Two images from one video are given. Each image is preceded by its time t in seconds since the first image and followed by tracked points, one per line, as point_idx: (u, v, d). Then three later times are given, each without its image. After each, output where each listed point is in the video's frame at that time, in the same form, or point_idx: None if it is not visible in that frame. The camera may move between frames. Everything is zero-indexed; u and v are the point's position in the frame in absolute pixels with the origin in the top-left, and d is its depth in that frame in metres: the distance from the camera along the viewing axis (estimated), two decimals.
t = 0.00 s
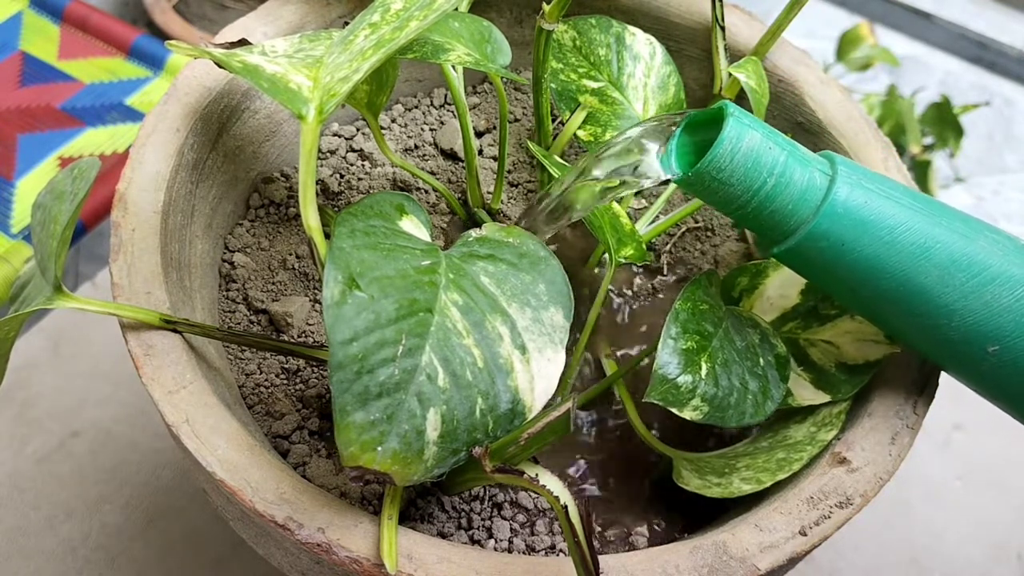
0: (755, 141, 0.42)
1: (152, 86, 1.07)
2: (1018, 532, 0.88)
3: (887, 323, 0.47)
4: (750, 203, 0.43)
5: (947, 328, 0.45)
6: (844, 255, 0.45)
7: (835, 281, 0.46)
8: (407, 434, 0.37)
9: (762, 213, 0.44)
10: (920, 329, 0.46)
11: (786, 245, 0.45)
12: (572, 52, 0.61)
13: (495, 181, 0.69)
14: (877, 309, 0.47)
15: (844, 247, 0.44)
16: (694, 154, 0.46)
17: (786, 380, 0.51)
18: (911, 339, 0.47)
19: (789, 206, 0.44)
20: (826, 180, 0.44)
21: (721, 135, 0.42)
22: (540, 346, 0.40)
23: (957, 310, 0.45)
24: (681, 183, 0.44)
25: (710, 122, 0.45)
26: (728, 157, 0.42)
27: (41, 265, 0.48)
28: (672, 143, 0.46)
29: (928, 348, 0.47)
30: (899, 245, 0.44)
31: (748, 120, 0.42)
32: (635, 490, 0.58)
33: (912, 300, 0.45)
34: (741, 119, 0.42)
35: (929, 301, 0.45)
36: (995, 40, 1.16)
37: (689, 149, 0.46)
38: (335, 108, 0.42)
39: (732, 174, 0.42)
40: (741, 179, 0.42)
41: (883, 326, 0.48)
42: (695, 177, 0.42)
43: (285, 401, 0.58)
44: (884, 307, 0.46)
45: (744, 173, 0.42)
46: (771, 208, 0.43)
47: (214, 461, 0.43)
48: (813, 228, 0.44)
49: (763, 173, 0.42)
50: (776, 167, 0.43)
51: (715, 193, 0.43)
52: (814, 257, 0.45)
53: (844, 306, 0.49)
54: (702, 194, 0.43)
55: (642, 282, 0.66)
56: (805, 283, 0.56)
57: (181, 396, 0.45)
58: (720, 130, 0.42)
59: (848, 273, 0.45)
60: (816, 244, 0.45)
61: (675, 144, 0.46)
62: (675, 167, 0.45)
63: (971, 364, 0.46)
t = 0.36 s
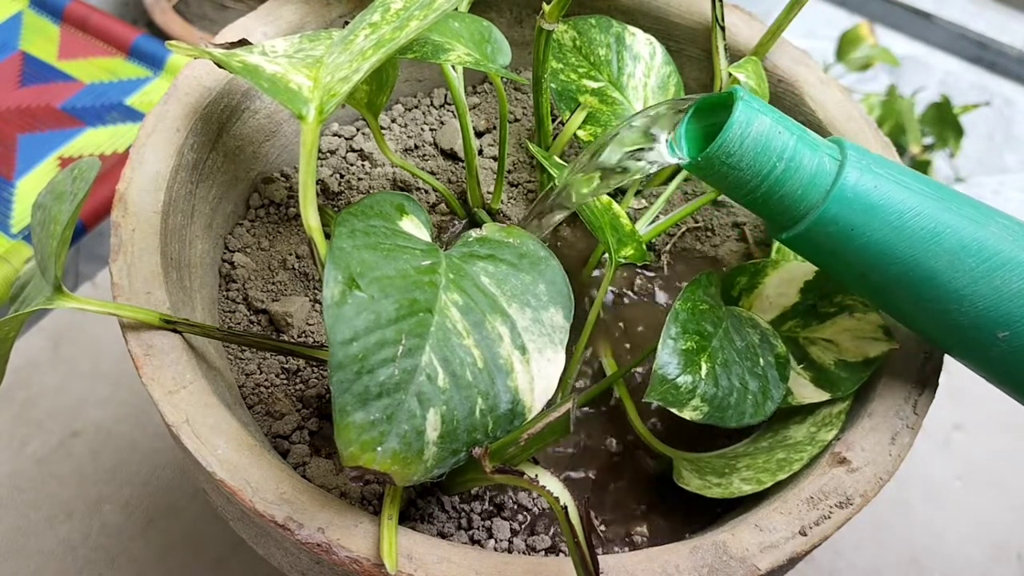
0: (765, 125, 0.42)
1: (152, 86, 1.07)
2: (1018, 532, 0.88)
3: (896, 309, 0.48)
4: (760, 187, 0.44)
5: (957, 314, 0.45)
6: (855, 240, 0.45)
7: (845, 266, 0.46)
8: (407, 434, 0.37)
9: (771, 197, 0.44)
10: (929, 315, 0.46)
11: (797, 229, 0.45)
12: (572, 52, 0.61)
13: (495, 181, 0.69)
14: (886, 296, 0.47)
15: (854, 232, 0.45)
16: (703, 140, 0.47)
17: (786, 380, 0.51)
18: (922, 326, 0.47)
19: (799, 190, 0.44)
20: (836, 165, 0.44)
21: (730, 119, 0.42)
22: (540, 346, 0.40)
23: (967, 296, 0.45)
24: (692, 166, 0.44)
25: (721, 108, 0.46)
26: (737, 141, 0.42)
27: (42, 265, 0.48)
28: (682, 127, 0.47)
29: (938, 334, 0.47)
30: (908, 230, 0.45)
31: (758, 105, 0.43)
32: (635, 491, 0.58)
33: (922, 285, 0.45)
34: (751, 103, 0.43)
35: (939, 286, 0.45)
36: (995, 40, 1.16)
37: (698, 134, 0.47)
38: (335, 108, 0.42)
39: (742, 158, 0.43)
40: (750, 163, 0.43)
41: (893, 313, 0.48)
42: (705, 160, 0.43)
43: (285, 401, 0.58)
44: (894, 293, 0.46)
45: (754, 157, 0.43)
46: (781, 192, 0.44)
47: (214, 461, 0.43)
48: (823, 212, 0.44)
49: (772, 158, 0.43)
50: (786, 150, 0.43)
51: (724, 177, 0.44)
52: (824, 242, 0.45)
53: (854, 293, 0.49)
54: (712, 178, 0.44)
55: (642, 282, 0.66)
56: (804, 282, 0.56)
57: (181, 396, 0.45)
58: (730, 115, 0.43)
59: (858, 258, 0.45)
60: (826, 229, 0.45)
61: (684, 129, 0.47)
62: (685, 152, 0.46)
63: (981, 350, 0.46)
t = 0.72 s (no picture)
0: (761, 137, 0.42)
1: (152, 86, 1.07)
2: (1018, 532, 0.88)
3: (894, 318, 0.48)
4: (757, 198, 0.43)
5: (955, 322, 0.45)
6: (851, 250, 0.45)
7: (843, 276, 0.46)
8: (407, 434, 0.37)
9: (769, 209, 0.44)
10: (927, 323, 0.46)
11: (794, 240, 0.45)
12: (572, 52, 0.61)
13: (495, 182, 0.69)
14: (884, 305, 0.47)
15: (851, 242, 0.45)
16: (702, 151, 0.47)
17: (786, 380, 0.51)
18: (919, 334, 0.48)
19: (796, 201, 0.44)
20: (833, 175, 0.44)
21: (728, 131, 0.42)
22: (540, 346, 0.40)
23: (965, 305, 0.45)
24: (689, 178, 0.44)
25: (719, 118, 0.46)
26: (734, 153, 0.42)
27: (41, 265, 0.48)
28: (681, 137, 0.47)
29: (935, 343, 0.47)
30: (905, 240, 0.44)
31: (755, 116, 0.43)
32: (635, 491, 0.58)
33: (919, 295, 0.45)
34: (748, 115, 0.42)
35: (936, 295, 0.45)
36: (995, 40, 1.16)
37: (698, 146, 0.47)
38: (335, 108, 0.42)
39: (739, 169, 0.42)
40: (748, 175, 0.43)
41: (890, 321, 0.48)
42: (702, 173, 0.43)
43: (285, 401, 0.58)
44: (891, 302, 0.46)
45: (751, 169, 0.42)
46: (778, 203, 0.44)
47: (214, 461, 0.43)
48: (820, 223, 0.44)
49: (769, 169, 0.43)
50: (783, 162, 0.43)
51: (722, 188, 0.43)
52: (822, 252, 0.45)
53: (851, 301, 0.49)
54: (710, 190, 0.44)
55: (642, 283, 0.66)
56: (804, 282, 0.56)
57: (181, 396, 0.45)
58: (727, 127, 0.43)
59: (856, 268, 0.45)
60: (823, 239, 0.45)
61: (683, 141, 0.47)
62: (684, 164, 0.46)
63: (979, 358, 0.46)
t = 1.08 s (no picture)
0: (765, 139, 0.42)
1: (152, 86, 1.07)
2: (1018, 532, 0.88)
3: (896, 319, 0.48)
4: (760, 199, 0.43)
5: (957, 323, 0.45)
6: (855, 251, 0.45)
7: (845, 277, 0.46)
8: (408, 435, 0.37)
9: (772, 210, 0.44)
10: (929, 324, 0.46)
11: (797, 241, 0.45)
12: (572, 52, 0.61)
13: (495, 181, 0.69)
14: (886, 306, 0.47)
15: (854, 243, 0.45)
16: (707, 153, 0.47)
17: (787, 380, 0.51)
18: (922, 335, 0.47)
19: (800, 203, 0.44)
20: (836, 177, 0.44)
21: (731, 133, 0.42)
22: (541, 347, 0.40)
23: (967, 306, 0.45)
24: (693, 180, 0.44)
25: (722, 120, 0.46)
26: (738, 155, 0.42)
27: (41, 265, 0.48)
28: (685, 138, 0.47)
29: (939, 343, 0.47)
30: (908, 241, 0.45)
31: (758, 118, 0.43)
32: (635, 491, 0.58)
33: (922, 296, 0.45)
34: (752, 117, 0.42)
35: (939, 296, 0.45)
36: (995, 41, 1.17)
37: (702, 147, 0.47)
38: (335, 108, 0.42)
39: (743, 171, 0.42)
40: (751, 177, 0.43)
41: (892, 322, 0.48)
42: (707, 174, 0.43)
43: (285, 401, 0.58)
44: (893, 304, 0.46)
45: (755, 170, 0.43)
46: (781, 205, 0.44)
47: (214, 461, 0.43)
48: (823, 224, 0.44)
49: (773, 171, 0.43)
50: (787, 164, 0.43)
51: (725, 190, 0.43)
52: (825, 254, 0.45)
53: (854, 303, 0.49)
54: (714, 191, 0.44)
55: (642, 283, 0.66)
56: (805, 282, 0.56)
57: (181, 396, 0.45)
58: (730, 129, 0.43)
59: (859, 269, 0.45)
60: (827, 240, 0.45)
61: (687, 144, 0.47)
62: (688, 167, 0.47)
63: (981, 358, 0.46)
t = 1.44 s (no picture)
0: (769, 140, 0.42)
1: (152, 86, 1.07)
2: (1018, 532, 0.88)
3: (900, 319, 0.48)
4: (765, 200, 0.43)
5: (961, 324, 0.45)
6: (859, 252, 0.45)
7: (849, 278, 0.46)
8: (410, 437, 0.37)
9: (776, 211, 0.44)
10: (933, 325, 0.46)
11: (802, 241, 0.45)
12: (572, 52, 0.61)
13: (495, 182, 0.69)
14: (891, 307, 0.47)
15: (858, 244, 0.45)
16: (710, 153, 0.46)
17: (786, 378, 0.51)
18: (927, 335, 0.47)
19: (804, 203, 0.44)
20: (840, 177, 0.44)
21: (735, 134, 0.42)
22: (541, 347, 0.40)
23: (971, 306, 0.45)
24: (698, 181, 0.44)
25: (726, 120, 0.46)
26: (742, 155, 0.42)
27: (41, 265, 0.48)
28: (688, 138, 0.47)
29: (943, 343, 0.47)
30: (911, 241, 0.44)
31: (762, 119, 0.43)
32: (635, 490, 0.58)
33: (927, 296, 0.45)
34: (756, 118, 0.42)
35: (942, 297, 0.45)
36: (995, 41, 1.17)
37: (706, 148, 0.46)
38: (335, 108, 0.42)
39: (747, 172, 0.42)
40: (756, 177, 0.43)
41: (896, 322, 0.48)
42: (711, 175, 0.43)
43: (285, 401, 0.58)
44: (896, 304, 0.46)
45: (759, 171, 0.42)
46: (786, 205, 0.44)
47: (214, 461, 0.43)
48: (827, 225, 0.44)
49: (777, 172, 0.43)
50: (791, 164, 0.43)
51: (729, 190, 0.43)
52: (829, 254, 0.45)
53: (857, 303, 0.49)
54: (718, 192, 0.44)
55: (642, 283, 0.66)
56: (804, 282, 0.56)
57: (181, 396, 0.45)
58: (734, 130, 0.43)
59: (863, 270, 0.45)
60: (831, 241, 0.45)
61: (690, 145, 0.46)
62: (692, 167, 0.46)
63: (985, 359, 0.46)
